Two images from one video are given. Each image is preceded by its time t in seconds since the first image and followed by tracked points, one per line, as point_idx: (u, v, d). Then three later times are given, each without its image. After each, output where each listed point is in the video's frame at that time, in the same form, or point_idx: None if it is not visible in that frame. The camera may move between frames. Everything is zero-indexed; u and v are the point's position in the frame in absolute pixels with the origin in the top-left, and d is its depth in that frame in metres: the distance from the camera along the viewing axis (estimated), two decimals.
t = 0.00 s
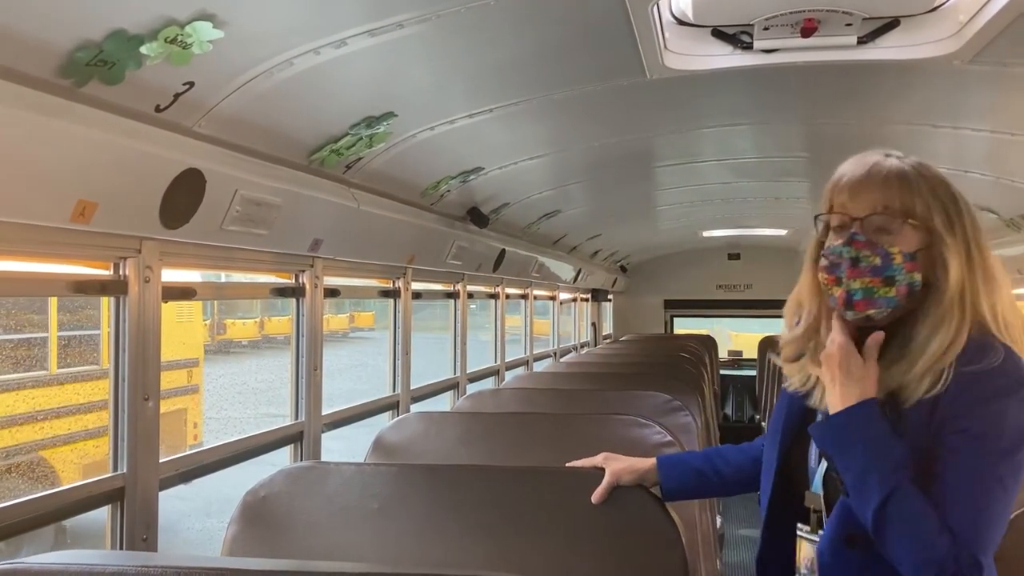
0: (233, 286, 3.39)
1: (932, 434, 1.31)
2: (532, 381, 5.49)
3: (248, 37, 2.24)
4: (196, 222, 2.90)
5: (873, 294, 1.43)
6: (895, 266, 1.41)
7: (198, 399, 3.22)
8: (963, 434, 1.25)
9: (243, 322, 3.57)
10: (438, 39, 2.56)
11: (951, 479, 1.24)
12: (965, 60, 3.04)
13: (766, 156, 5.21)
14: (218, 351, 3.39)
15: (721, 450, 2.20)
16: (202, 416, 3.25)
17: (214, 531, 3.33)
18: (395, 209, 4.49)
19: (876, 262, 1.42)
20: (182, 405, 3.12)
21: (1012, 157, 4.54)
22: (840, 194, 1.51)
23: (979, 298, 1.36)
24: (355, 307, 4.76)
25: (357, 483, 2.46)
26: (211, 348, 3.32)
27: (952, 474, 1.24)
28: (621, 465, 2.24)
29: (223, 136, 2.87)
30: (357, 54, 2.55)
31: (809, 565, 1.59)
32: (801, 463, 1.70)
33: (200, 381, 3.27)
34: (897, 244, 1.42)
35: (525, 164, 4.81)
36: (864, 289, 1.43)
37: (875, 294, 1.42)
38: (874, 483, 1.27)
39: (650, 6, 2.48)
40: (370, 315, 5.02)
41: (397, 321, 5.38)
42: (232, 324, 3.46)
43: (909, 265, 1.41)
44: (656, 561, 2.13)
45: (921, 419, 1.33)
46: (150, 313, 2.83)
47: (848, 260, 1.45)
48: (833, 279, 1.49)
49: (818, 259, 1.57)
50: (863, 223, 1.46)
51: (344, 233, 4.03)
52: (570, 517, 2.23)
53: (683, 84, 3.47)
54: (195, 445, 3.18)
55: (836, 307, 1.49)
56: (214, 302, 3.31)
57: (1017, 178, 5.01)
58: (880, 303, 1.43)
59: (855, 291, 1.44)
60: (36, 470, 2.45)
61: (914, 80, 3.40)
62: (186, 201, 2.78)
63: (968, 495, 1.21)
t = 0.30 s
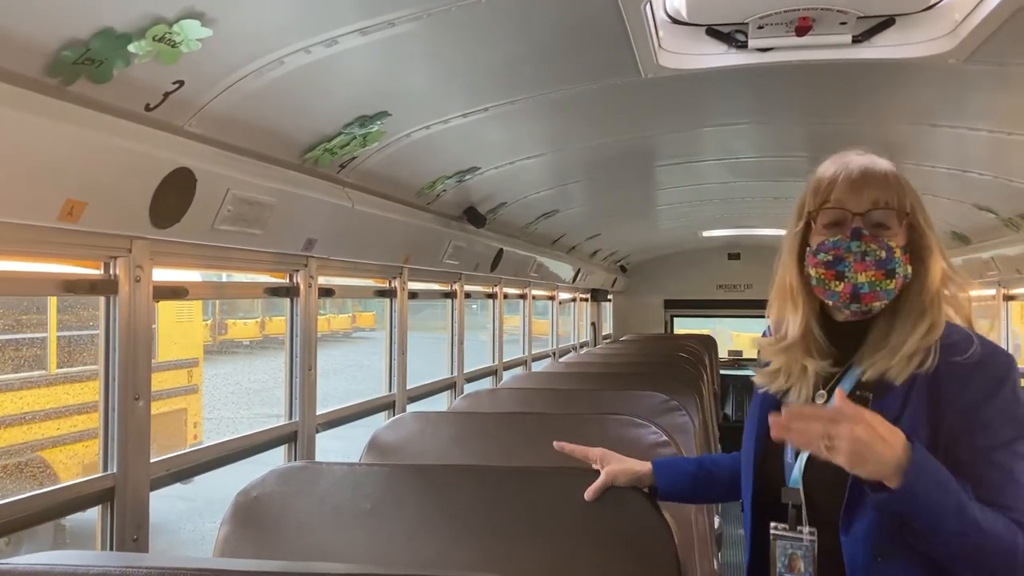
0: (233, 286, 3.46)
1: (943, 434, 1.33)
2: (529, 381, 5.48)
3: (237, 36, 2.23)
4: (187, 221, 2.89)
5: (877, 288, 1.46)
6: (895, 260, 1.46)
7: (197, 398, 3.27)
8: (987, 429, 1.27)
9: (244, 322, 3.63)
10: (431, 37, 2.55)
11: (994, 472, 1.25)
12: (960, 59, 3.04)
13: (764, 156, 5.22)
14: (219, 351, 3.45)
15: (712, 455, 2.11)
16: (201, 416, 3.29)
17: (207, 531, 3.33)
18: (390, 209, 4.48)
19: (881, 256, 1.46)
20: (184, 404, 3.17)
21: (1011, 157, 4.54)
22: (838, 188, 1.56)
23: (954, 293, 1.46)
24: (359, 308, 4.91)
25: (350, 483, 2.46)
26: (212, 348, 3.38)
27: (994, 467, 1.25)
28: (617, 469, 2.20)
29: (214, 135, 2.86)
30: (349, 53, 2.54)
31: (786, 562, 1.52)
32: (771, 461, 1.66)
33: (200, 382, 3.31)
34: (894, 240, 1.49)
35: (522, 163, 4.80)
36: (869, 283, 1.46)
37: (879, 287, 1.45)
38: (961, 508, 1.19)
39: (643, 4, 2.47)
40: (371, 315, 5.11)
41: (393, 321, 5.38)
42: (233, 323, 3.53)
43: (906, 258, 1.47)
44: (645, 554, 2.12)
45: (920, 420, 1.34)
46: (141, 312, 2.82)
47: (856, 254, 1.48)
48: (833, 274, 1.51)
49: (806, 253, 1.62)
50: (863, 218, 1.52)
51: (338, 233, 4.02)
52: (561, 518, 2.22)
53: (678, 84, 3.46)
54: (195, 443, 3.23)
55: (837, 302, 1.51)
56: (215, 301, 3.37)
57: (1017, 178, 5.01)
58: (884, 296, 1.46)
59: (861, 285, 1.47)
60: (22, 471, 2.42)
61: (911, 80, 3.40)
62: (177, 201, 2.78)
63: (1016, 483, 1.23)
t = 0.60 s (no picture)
0: (234, 287, 3.50)
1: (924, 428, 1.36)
2: (525, 381, 5.47)
3: (225, 36, 2.23)
4: (178, 221, 2.89)
5: (851, 292, 1.46)
6: (867, 265, 1.46)
7: (197, 399, 3.31)
8: (965, 418, 1.32)
9: (246, 322, 3.69)
10: (422, 37, 2.55)
11: (973, 453, 1.32)
12: (953, 59, 3.04)
13: (761, 156, 5.21)
14: (222, 351, 3.51)
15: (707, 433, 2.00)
16: (201, 416, 3.33)
17: (199, 532, 3.29)
18: (384, 209, 4.47)
19: (855, 261, 1.46)
20: (184, 404, 3.21)
21: (1008, 157, 4.53)
22: (810, 194, 1.53)
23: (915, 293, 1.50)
24: (360, 307, 4.97)
25: (341, 484, 2.46)
26: (214, 348, 3.43)
27: (973, 450, 1.32)
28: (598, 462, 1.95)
29: (204, 136, 2.85)
30: (339, 54, 2.54)
31: (759, 557, 1.46)
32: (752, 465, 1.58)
33: (200, 383, 3.35)
34: (863, 245, 1.50)
35: (518, 163, 4.79)
36: (845, 288, 1.46)
37: (853, 291, 1.46)
38: (962, 502, 1.24)
39: (635, 4, 2.46)
40: (371, 315, 5.17)
41: (388, 321, 5.37)
42: (234, 323, 3.58)
43: (874, 263, 1.49)
44: (633, 551, 2.07)
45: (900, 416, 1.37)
46: (131, 312, 2.81)
47: (832, 260, 1.47)
48: (808, 280, 1.49)
49: (775, 258, 1.60)
50: (834, 225, 1.51)
51: (331, 234, 4.01)
52: (551, 518, 2.21)
53: (673, 84, 3.46)
54: (195, 444, 3.26)
55: (813, 307, 1.50)
56: (217, 301, 3.42)
57: (1015, 177, 5.01)
58: (858, 300, 1.46)
59: (836, 290, 1.46)
60: (10, 473, 2.41)
61: (906, 80, 3.40)
62: (167, 202, 2.77)
63: (991, 460, 1.32)
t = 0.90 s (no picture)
0: (232, 290, 3.54)
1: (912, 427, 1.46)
2: (522, 383, 5.47)
3: (216, 40, 2.23)
4: (169, 225, 2.89)
5: (826, 304, 1.48)
6: (841, 277, 1.49)
7: (196, 400, 3.34)
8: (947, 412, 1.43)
9: (245, 323, 3.73)
10: (415, 41, 2.55)
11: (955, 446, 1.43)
12: (947, 63, 3.04)
13: (758, 157, 5.21)
14: (220, 352, 3.55)
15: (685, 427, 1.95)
16: (200, 418, 3.36)
17: (191, 537, 3.26)
18: (379, 212, 4.47)
19: (830, 273, 1.48)
20: (184, 405, 3.25)
21: (1005, 158, 4.54)
22: (790, 209, 1.53)
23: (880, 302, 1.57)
24: (359, 308, 5.03)
25: (332, 488, 2.46)
26: (212, 349, 3.46)
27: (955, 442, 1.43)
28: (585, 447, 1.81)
29: (197, 140, 2.85)
30: (331, 57, 2.54)
31: (776, 567, 1.44)
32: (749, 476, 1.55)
33: (199, 384, 3.38)
34: (837, 258, 1.53)
35: (514, 165, 4.79)
36: (821, 300, 1.48)
37: (828, 303, 1.48)
38: (967, 491, 1.33)
39: (627, 7, 2.47)
40: (371, 315, 5.22)
41: (385, 323, 5.37)
42: (233, 324, 3.62)
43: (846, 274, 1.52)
44: (620, 549, 2.09)
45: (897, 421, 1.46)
46: (123, 316, 2.81)
47: (809, 272, 1.48)
48: (786, 291, 1.50)
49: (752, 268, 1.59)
50: (813, 237, 1.52)
51: (325, 237, 4.01)
52: (542, 522, 2.21)
53: (667, 87, 3.46)
54: (194, 445, 3.29)
55: (789, 317, 1.52)
56: (216, 304, 3.47)
57: (1011, 179, 5.01)
58: (832, 311, 1.49)
59: (813, 302, 1.48)
60: None
61: (900, 83, 3.40)
62: (158, 205, 2.77)
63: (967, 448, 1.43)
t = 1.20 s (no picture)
0: (232, 288, 3.54)
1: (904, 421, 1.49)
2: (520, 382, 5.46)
3: (212, 37, 2.22)
4: (166, 223, 2.88)
5: (796, 293, 1.49)
6: (811, 267, 1.49)
7: (195, 399, 3.34)
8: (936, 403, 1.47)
9: (245, 323, 3.75)
10: (412, 38, 2.55)
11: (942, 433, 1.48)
12: (945, 61, 3.04)
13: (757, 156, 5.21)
14: (220, 351, 3.55)
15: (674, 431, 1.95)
16: (200, 417, 3.36)
17: (188, 535, 3.25)
18: (377, 211, 4.47)
19: (799, 263, 1.49)
20: (183, 404, 3.25)
21: (1005, 157, 4.54)
22: (759, 202, 1.59)
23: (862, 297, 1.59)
24: (359, 308, 5.03)
25: (330, 486, 2.46)
26: (212, 349, 3.47)
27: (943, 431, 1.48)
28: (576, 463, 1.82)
29: (193, 138, 2.85)
30: (327, 55, 2.54)
31: (770, 569, 1.43)
32: (743, 478, 1.54)
33: (199, 383, 3.39)
34: (809, 249, 1.56)
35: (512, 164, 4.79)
36: (789, 289, 1.49)
37: (798, 293, 1.49)
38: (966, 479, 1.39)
39: (625, 4, 2.46)
40: (370, 316, 5.22)
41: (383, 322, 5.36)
42: (234, 323, 3.63)
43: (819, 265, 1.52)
44: (617, 548, 2.08)
45: (889, 416, 1.48)
46: (120, 313, 2.81)
47: (777, 261, 1.50)
48: (755, 280, 1.51)
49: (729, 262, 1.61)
50: (782, 229, 1.57)
51: (323, 235, 4.01)
52: (539, 520, 2.21)
53: (665, 85, 3.46)
54: (193, 444, 3.29)
55: (759, 307, 1.53)
56: (216, 302, 3.48)
57: (1011, 178, 5.02)
58: (802, 301, 1.49)
59: (781, 290, 1.49)
60: None
61: (899, 81, 3.40)
62: (154, 202, 2.77)
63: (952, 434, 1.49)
